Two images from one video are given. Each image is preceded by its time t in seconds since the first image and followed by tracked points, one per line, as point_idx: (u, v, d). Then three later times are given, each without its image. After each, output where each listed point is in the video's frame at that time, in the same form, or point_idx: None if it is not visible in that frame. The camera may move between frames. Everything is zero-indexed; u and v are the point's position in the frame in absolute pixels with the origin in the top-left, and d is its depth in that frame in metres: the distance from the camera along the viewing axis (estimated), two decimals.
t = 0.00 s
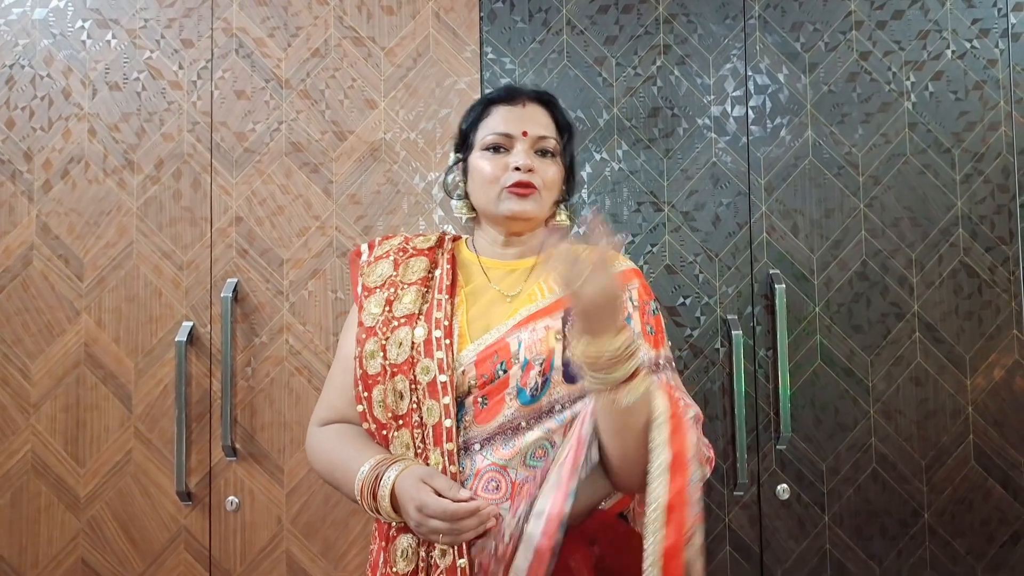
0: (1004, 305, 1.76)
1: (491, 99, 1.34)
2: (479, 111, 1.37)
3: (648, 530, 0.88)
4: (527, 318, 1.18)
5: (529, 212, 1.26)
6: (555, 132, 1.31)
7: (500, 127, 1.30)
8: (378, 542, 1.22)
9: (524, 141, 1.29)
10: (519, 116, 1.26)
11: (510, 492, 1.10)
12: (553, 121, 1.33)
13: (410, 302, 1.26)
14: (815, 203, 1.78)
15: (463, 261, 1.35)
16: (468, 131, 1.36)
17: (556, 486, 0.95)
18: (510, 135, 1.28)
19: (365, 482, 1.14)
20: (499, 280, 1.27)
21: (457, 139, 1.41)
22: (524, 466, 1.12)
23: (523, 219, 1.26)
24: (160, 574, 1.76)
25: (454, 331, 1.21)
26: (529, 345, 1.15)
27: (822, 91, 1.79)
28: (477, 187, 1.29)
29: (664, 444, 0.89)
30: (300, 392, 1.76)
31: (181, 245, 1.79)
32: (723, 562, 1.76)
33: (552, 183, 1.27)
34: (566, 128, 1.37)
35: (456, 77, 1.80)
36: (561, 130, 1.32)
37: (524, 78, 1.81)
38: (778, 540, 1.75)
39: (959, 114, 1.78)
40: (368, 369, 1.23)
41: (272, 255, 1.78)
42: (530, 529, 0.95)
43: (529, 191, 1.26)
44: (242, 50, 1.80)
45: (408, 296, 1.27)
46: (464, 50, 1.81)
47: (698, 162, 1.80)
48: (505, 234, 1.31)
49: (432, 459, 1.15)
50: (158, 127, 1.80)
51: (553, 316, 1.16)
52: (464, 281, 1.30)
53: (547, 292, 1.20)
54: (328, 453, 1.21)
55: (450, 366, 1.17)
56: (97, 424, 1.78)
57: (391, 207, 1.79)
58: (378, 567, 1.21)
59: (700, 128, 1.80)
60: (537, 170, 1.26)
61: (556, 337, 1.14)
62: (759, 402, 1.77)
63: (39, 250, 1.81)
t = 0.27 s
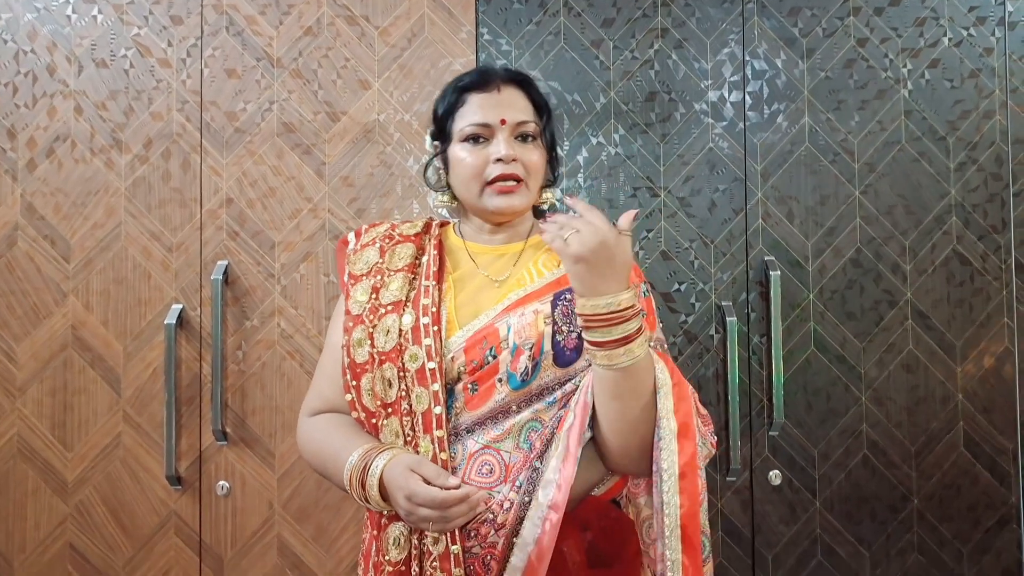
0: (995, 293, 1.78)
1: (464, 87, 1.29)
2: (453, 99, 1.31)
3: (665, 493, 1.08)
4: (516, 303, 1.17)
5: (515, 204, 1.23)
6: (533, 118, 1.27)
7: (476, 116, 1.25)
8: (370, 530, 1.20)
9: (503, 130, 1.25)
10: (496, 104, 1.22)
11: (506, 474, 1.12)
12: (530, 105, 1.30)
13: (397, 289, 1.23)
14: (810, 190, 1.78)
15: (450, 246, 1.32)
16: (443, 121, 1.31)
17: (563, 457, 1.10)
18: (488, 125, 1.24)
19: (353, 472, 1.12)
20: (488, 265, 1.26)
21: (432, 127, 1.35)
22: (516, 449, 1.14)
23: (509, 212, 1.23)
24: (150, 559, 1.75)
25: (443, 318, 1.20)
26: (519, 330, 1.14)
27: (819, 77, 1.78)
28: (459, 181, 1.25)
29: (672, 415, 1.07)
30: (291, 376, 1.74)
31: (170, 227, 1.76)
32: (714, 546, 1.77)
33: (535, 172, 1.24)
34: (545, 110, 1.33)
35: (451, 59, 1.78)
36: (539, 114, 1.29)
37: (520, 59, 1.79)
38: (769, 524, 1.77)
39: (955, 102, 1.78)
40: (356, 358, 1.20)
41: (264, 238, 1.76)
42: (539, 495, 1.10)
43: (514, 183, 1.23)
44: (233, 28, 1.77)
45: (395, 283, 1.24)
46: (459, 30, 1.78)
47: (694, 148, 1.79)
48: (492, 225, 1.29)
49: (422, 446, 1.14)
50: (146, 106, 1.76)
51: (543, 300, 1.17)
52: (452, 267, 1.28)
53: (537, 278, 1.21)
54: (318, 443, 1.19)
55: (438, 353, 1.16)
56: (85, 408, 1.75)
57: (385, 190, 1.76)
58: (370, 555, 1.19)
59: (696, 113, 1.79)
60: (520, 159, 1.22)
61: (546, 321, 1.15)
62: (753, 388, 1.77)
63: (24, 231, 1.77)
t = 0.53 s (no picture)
0: (990, 286, 1.78)
1: (442, 83, 1.30)
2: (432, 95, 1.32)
3: (660, 499, 1.05)
4: (504, 304, 1.19)
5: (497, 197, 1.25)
6: (512, 110, 1.28)
7: (455, 112, 1.26)
8: (363, 535, 1.21)
9: (482, 124, 1.26)
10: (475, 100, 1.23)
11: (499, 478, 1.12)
12: (511, 99, 1.30)
13: (384, 294, 1.25)
14: (805, 185, 1.78)
15: (437, 248, 1.34)
16: (424, 118, 1.32)
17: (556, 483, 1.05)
18: (467, 121, 1.25)
19: (342, 480, 1.12)
20: (475, 266, 1.28)
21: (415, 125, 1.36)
22: (508, 452, 1.13)
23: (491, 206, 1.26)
24: (148, 561, 1.74)
25: (430, 321, 1.21)
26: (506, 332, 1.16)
27: (813, 72, 1.79)
28: (442, 177, 1.27)
29: (662, 422, 1.03)
30: (288, 376, 1.74)
31: (165, 227, 1.76)
32: (713, 542, 1.77)
33: (516, 165, 1.26)
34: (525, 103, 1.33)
35: (445, 57, 1.78)
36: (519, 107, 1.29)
37: (514, 57, 1.79)
38: (767, 519, 1.77)
39: (949, 95, 1.78)
40: (344, 363, 1.21)
41: (259, 238, 1.75)
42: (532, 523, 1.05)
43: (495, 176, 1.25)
44: (226, 28, 1.76)
45: (381, 288, 1.25)
46: (453, 28, 1.78)
47: (689, 144, 1.79)
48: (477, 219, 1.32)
49: (411, 452, 1.14)
50: (140, 107, 1.76)
51: (531, 301, 1.18)
52: (439, 269, 1.30)
53: (524, 278, 1.22)
54: (309, 449, 1.20)
55: (426, 357, 1.17)
56: (81, 410, 1.75)
57: (380, 188, 1.76)
58: (363, 560, 1.19)
59: (691, 109, 1.79)
60: (499, 153, 1.24)
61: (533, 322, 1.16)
62: (749, 383, 1.77)
63: (18, 233, 1.77)
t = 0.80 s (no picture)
0: (980, 281, 1.79)
1: (429, 81, 1.28)
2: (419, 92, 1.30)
3: (635, 506, 1.08)
4: (491, 303, 1.19)
5: (481, 202, 1.26)
6: (499, 112, 1.27)
7: (441, 113, 1.25)
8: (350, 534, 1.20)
9: (468, 127, 1.25)
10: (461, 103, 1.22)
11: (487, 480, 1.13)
12: (498, 99, 1.29)
13: (370, 293, 1.23)
14: (798, 180, 1.79)
15: (424, 246, 1.33)
16: (410, 114, 1.30)
17: (530, 501, 1.09)
18: (452, 123, 1.24)
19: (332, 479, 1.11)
20: (461, 264, 1.28)
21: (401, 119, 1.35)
22: (497, 452, 1.15)
23: (475, 211, 1.26)
24: (140, 560, 1.73)
25: (417, 320, 1.21)
26: (495, 330, 1.17)
27: (806, 68, 1.79)
28: (426, 179, 1.27)
29: (633, 428, 1.08)
30: (280, 373, 1.73)
31: (155, 224, 1.74)
32: (706, 537, 1.78)
33: (501, 169, 1.26)
34: (513, 102, 1.32)
35: (437, 52, 1.77)
36: (506, 108, 1.28)
37: (507, 52, 1.78)
38: (760, 513, 1.78)
39: (940, 91, 1.79)
40: (330, 364, 1.20)
41: (250, 235, 1.74)
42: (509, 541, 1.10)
43: (479, 181, 1.25)
44: (215, 22, 1.74)
45: (367, 287, 1.24)
46: (445, 23, 1.77)
47: (682, 139, 1.78)
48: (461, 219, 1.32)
49: (400, 452, 1.14)
50: (129, 102, 1.74)
51: (519, 300, 1.19)
52: (426, 267, 1.29)
53: (512, 276, 1.23)
54: (298, 449, 1.18)
55: (413, 357, 1.17)
56: (71, 409, 1.73)
57: (372, 184, 1.75)
58: (350, 559, 1.19)
59: (684, 105, 1.78)
60: (484, 158, 1.24)
61: (522, 320, 1.18)
62: (742, 378, 1.78)
63: (5, 230, 1.75)
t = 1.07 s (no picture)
0: (973, 279, 1.80)
1: (432, 78, 1.28)
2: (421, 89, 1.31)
3: (618, 510, 1.09)
4: (488, 298, 1.20)
5: (479, 200, 1.27)
6: (501, 111, 1.28)
7: (443, 111, 1.26)
8: (342, 525, 1.21)
9: (470, 126, 1.26)
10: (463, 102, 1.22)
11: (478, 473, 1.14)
12: (500, 99, 1.30)
13: (367, 285, 1.24)
14: (792, 178, 1.79)
15: (421, 241, 1.34)
16: (412, 111, 1.31)
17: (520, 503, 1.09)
18: (454, 121, 1.25)
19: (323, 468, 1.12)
20: (458, 259, 1.29)
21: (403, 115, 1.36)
22: (489, 445, 1.15)
23: (473, 209, 1.27)
24: (134, 556, 1.73)
25: (414, 313, 1.21)
26: (491, 324, 1.18)
27: (800, 66, 1.79)
28: (427, 176, 1.28)
29: (620, 434, 1.08)
30: (274, 370, 1.73)
31: (149, 220, 1.74)
32: (700, 533, 1.78)
33: (501, 168, 1.27)
34: (515, 104, 1.33)
35: (433, 48, 1.76)
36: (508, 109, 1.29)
37: (502, 49, 1.78)
38: (753, 510, 1.78)
39: (934, 89, 1.79)
40: (325, 354, 1.20)
41: (245, 231, 1.74)
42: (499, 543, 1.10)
43: (479, 180, 1.26)
44: (210, 18, 1.74)
45: (364, 279, 1.24)
46: (440, 20, 1.77)
47: (677, 137, 1.79)
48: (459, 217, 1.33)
49: (392, 443, 1.15)
50: (123, 98, 1.74)
51: (515, 296, 1.20)
52: (422, 261, 1.30)
53: (508, 273, 1.23)
54: (289, 440, 1.19)
55: (409, 349, 1.17)
56: (64, 405, 1.73)
57: (367, 181, 1.75)
58: (341, 550, 1.20)
59: (678, 102, 1.79)
60: (485, 156, 1.25)
61: (518, 315, 1.18)
62: (736, 375, 1.78)
63: None
